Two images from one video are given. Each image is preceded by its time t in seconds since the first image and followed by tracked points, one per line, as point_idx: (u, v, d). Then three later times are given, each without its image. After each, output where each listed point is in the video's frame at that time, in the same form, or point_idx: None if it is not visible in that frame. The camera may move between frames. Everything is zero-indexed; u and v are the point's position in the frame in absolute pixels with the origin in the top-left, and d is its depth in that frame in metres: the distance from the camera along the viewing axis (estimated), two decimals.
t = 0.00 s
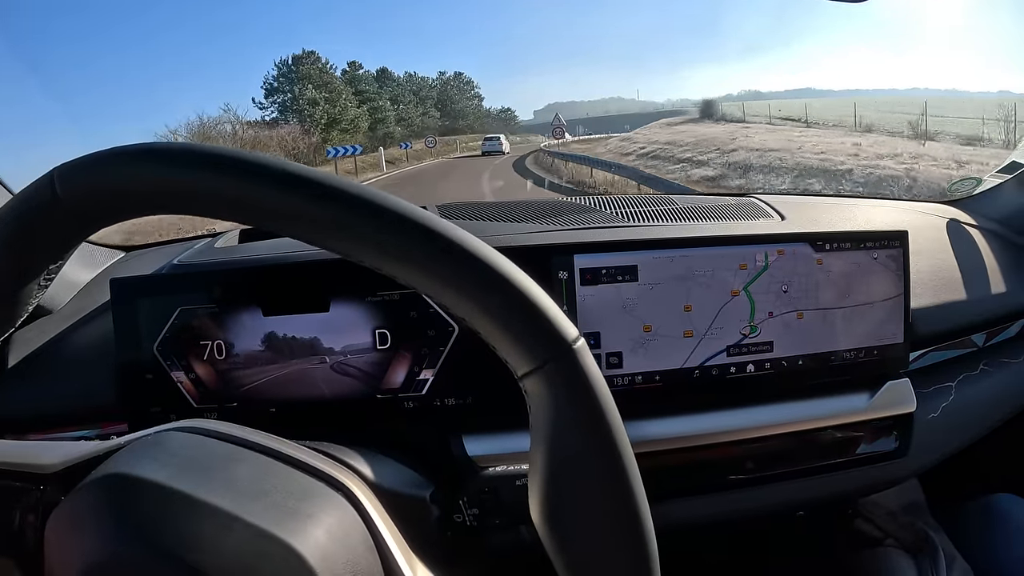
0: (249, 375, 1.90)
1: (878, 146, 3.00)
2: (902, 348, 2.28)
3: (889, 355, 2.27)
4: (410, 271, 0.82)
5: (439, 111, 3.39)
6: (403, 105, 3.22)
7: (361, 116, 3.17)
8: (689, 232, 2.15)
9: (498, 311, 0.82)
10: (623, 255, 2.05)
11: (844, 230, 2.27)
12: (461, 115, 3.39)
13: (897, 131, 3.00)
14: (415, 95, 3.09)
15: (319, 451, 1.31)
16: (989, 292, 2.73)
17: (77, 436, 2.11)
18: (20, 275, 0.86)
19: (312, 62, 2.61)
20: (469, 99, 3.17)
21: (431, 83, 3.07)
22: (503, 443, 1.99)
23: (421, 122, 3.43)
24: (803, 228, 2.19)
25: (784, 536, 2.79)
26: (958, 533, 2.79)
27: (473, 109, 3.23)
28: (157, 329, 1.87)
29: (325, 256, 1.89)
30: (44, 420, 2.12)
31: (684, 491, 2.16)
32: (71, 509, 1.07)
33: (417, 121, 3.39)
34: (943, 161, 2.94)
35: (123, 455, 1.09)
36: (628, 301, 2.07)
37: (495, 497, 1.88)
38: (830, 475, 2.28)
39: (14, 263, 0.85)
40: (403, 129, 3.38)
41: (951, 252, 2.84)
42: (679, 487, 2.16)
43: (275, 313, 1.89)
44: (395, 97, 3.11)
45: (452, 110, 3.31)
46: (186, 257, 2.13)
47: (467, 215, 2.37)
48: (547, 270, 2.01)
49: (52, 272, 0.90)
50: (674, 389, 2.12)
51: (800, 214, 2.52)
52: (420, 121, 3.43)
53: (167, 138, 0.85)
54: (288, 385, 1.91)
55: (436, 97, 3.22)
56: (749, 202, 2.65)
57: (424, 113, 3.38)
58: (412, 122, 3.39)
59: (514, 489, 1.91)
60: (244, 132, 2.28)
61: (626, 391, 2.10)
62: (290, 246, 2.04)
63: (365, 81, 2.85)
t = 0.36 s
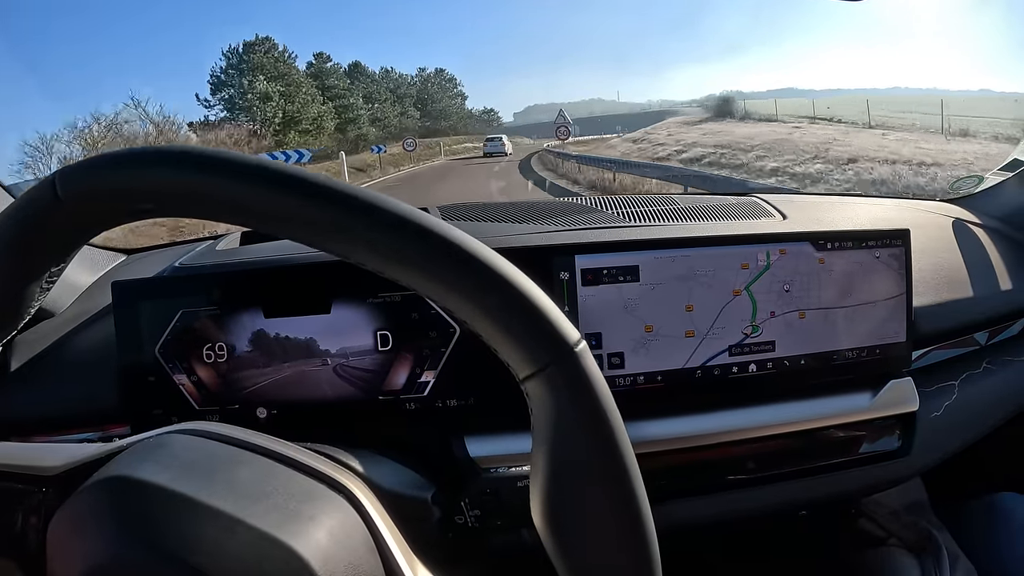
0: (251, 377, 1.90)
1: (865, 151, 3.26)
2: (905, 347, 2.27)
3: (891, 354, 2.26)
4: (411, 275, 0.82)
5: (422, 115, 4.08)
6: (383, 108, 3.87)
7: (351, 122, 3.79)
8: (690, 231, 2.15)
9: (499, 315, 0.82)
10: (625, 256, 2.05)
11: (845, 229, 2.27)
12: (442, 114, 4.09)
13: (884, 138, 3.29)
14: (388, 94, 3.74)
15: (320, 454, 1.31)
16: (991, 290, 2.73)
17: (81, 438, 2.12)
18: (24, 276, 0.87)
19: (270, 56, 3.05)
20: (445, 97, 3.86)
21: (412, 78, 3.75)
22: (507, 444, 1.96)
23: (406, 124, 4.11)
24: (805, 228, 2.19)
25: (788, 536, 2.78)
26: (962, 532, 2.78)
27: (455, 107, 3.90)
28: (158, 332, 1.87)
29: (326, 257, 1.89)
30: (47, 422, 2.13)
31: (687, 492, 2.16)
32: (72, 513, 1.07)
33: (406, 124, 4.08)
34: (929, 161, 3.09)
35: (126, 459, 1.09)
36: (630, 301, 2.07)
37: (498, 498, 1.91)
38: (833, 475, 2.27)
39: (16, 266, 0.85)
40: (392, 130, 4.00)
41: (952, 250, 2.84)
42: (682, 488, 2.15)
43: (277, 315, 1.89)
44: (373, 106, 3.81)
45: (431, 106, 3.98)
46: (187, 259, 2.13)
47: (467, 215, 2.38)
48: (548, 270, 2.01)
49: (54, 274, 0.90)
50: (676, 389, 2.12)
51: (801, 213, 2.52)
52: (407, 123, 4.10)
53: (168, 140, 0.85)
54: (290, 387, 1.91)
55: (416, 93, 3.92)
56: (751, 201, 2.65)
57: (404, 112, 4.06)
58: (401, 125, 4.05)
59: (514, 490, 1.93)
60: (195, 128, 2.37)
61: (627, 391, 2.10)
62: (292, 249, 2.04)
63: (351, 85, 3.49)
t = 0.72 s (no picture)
0: (256, 378, 1.91)
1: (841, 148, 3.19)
2: (910, 347, 2.27)
3: (896, 355, 2.26)
4: (416, 275, 0.82)
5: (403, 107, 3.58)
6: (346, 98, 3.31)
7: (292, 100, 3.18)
8: (694, 233, 2.15)
9: (504, 315, 0.82)
10: (629, 257, 2.05)
11: (850, 230, 2.27)
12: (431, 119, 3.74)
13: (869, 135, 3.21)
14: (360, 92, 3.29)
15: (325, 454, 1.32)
16: (997, 290, 2.73)
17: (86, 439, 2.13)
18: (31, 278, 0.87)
19: (212, 44, 2.74)
20: (431, 98, 3.31)
21: (393, 78, 3.20)
22: (511, 445, 1.97)
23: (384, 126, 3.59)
24: (809, 228, 2.19)
25: (792, 537, 2.78)
26: (967, 533, 2.78)
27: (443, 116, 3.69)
28: (164, 333, 1.88)
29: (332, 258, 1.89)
30: (54, 424, 2.13)
31: (692, 493, 2.15)
32: (80, 511, 1.08)
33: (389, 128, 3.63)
34: (913, 159, 3.03)
35: (132, 459, 1.09)
36: (634, 302, 2.07)
37: (503, 498, 1.92)
38: (838, 476, 2.27)
39: (26, 267, 0.86)
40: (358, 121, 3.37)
41: (957, 250, 2.83)
42: (687, 489, 2.15)
43: (283, 315, 1.90)
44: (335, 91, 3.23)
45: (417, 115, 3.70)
46: (193, 261, 2.14)
47: (472, 217, 2.38)
48: (553, 271, 2.01)
49: (62, 275, 0.91)
50: (681, 390, 2.12)
51: (806, 214, 2.52)
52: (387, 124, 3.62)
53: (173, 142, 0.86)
54: (296, 388, 1.92)
55: (396, 96, 3.38)
56: (756, 202, 2.65)
57: (382, 114, 3.56)
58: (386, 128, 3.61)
59: (520, 491, 1.94)
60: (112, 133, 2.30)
61: (632, 392, 2.10)
62: (298, 250, 2.05)
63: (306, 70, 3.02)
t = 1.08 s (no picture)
0: (267, 383, 1.95)
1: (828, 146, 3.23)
2: (911, 348, 2.29)
3: (897, 355, 2.29)
4: (425, 281, 0.85)
5: (381, 101, 3.28)
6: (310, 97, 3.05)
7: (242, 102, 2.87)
8: (696, 236, 2.18)
9: (511, 321, 0.85)
10: (632, 260, 2.08)
11: (851, 232, 2.30)
12: (413, 121, 3.41)
13: (841, 129, 3.19)
14: (328, 89, 3.06)
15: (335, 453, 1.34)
16: (999, 291, 2.74)
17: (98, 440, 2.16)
18: (51, 284, 0.91)
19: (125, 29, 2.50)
20: (412, 99, 3.21)
21: (369, 76, 3.07)
22: (517, 446, 1.99)
23: (361, 130, 3.29)
24: (811, 230, 2.22)
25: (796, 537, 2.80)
26: (970, 533, 2.79)
27: (425, 118, 3.36)
28: (175, 337, 1.92)
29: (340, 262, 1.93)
30: (68, 426, 2.17)
31: (695, 493, 2.18)
32: (97, 509, 1.11)
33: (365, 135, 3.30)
34: (888, 160, 3.06)
35: (149, 458, 1.13)
36: (637, 305, 2.10)
37: (509, 497, 1.94)
38: (841, 476, 2.29)
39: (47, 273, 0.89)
40: (322, 122, 3.13)
41: (959, 251, 2.85)
42: (691, 489, 2.17)
43: (291, 319, 1.93)
44: (299, 88, 2.99)
45: (399, 118, 3.41)
46: (203, 265, 2.18)
47: (477, 222, 2.41)
48: (557, 275, 2.05)
49: (81, 280, 0.95)
50: (683, 391, 2.15)
51: (808, 216, 2.55)
52: (363, 130, 3.29)
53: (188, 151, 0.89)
54: (306, 391, 1.95)
55: (373, 93, 3.19)
56: (759, 204, 2.68)
57: (357, 116, 3.29)
58: (362, 133, 3.29)
59: (526, 490, 1.96)
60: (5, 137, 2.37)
61: (636, 393, 2.13)
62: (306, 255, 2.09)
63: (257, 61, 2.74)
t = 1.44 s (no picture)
0: (292, 376, 2.07)
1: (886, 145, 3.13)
2: (902, 341, 2.40)
3: (889, 348, 2.40)
4: (456, 280, 0.97)
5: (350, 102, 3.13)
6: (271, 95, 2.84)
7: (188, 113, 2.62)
8: (696, 235, 2.29)
9: (533, 317, 0.97)
10: (636, 259, 2.20)
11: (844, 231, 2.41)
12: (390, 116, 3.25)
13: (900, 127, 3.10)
14: (288, 86, 2.83)
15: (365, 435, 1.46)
16: (991, 286, 2.84)
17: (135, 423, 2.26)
18: (112, 277, 1.05)
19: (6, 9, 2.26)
20: (387, 95, 3.09)
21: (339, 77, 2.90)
22: (530, 433, 2.11)
23: (329, 132, 3.09)
24: (805, 230, 2.34)
25: (794, 524, 2.91)
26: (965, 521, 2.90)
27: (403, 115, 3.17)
28: (204, 334, 2.04)
29: (362, 262, 2.06)
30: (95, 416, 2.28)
31: (696, 480, 2.29)
32: (149, 485, 1.22)
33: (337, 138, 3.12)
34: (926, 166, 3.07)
35: (199, 435, 1.23)
36: (640, 301, 2.22)
37: (524, 475, 2.08)
38: (835, 462, 2.41)
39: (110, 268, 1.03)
40: (281, 122, 2.87)
41: (953, 249, 2.95)
42: (692, 475, 2.29)
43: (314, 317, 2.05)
44: (252, 84, 2.79)
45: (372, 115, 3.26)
46: (227, 266, 2.30)
47: (488, 223, 2.52)
48: (565, 273, 2.17)
49: (139, 277, 1.09)
50: (684, 382, 2.26)
51: (804, 216, 2.66)
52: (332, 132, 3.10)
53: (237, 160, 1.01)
54: (329, 384, 2.07)
55: (343, 93, 3.03)
56: (758, 205, 2.78)
57: (326, 117, 3.10)
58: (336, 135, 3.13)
59: (540, 468, 2.09)
60: None
61: (640, 384, 2.25)
62: (328, 255, 2.21)
63: (193, 49, 2.50)
